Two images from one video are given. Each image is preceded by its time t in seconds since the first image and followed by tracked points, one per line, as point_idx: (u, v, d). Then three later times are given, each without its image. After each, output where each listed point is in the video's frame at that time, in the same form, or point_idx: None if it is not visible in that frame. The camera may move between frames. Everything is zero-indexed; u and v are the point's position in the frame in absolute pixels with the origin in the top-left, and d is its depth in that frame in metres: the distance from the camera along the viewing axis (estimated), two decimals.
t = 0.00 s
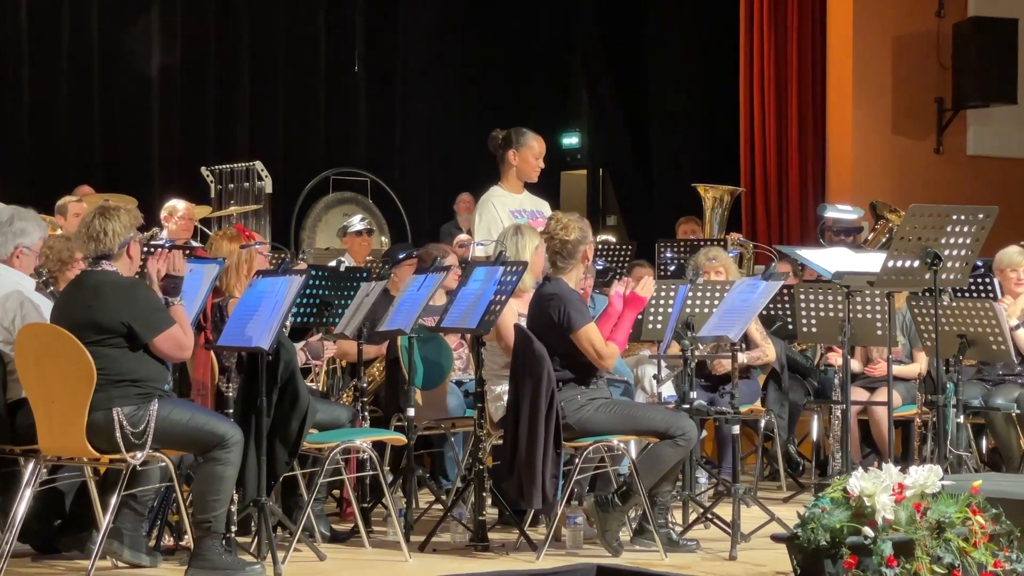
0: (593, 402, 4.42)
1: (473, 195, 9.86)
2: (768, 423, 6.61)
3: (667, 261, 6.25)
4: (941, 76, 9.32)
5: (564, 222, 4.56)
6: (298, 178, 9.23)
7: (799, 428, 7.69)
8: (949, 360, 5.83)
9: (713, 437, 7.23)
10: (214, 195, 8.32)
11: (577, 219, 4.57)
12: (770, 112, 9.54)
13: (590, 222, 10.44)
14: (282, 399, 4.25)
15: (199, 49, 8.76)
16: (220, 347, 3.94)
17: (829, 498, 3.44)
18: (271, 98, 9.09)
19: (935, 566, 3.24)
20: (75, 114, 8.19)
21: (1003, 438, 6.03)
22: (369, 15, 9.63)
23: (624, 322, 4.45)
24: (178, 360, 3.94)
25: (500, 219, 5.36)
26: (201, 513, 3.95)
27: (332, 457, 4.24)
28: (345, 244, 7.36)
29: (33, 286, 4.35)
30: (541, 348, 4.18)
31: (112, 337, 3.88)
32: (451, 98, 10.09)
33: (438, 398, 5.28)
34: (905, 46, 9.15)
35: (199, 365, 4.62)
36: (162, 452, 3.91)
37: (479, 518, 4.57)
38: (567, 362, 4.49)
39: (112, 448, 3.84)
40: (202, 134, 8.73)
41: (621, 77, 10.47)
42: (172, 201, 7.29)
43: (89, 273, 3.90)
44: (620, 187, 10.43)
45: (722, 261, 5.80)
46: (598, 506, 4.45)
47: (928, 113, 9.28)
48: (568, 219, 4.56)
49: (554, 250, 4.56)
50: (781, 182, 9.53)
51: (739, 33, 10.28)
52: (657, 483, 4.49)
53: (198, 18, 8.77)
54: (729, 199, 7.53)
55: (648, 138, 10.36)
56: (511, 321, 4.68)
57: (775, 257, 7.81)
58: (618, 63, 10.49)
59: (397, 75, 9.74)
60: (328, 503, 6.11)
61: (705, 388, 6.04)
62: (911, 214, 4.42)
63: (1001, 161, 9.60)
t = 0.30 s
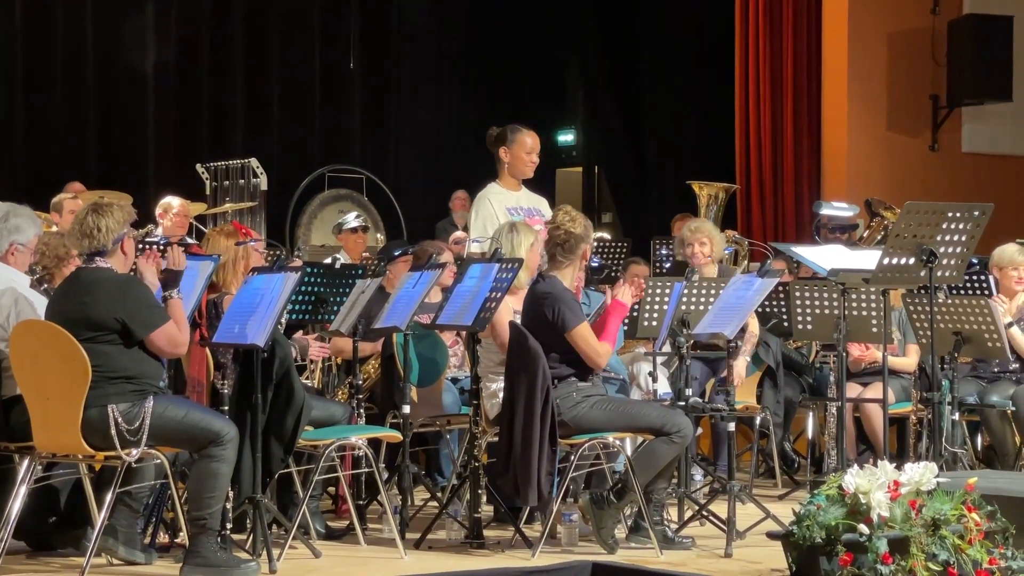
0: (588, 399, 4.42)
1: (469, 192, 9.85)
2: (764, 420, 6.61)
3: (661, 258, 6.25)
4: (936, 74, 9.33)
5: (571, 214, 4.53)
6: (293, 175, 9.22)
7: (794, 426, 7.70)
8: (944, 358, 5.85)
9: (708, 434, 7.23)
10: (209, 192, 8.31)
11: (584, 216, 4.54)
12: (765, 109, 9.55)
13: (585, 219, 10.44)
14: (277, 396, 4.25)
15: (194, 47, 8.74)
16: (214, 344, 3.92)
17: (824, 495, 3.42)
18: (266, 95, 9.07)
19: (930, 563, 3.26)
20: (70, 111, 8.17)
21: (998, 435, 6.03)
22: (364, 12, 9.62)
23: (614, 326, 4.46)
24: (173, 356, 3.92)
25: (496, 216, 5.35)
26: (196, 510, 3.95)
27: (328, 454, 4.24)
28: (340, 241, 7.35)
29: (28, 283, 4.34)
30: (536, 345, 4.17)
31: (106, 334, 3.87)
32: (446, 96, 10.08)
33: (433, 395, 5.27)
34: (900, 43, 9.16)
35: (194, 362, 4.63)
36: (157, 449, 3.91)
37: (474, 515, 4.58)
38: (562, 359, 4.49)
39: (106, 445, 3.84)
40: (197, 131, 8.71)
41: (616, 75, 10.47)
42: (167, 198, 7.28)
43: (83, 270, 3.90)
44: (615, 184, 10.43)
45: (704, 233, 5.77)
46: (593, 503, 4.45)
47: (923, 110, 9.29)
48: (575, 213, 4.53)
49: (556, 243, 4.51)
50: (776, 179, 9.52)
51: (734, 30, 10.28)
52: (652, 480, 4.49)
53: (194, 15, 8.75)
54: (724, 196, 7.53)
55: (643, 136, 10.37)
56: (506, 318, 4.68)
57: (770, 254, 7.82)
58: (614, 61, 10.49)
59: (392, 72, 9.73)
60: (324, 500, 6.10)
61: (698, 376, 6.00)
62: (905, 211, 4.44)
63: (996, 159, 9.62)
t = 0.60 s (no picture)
0: (583, 397, 4.43)
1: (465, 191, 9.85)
2: (759, 418, 6.63)
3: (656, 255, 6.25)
4: (931, 73, 9.33)
5: (576, 211, 4.50)
6: (289, 173, 9.21)
7: (789, 424, 7.72)
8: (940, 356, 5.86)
9: (703, 433, 7.24)
10: (205, 190, 8.30)
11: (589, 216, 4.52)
12: (760, 108, 9.55)
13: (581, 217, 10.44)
14: (273, 394, 4.24)
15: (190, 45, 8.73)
16: (210, 342, 3.92)
17: (820, 493, 3.43)
18: (261, 94, 9.06)
19: (926, 562, 3.26)
20: (65, 109, 8.16)
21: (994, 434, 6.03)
22: (360, 10, 9.61)
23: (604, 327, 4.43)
24: (169, 354, 3.92)
25: (491, 215, 5.35)
26: (192, 508, 3.94)
27: (323, 453, 4.24)
28: (336, 239, 7.34)
29: (23, 281, 4.34)
30: (532, 344, 4.18)
31: (101, 333, 3.87)
32: (442, 94, 10.07)
33: (428, 394, 5.26)
34: (896, 42, 9.16)
35: (189, 360, 4.61)
36: (152, 446, 3.90)
37: (469, 513, 4.58)
38: (558, 357, 4.49)
39: (101, 443, 3.83)
40: (192, 130, 8.71)
41: (612, 73, 10.47)
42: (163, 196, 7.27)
43: (79, 269, 3.89)
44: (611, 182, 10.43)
45: (695, 196, 5.87)
46: (588, 501, 4.44)
47: (919, 109, 9.30)
48: (580, 211, 4.50)
49: (559, 240, 4.49)
50: (771, 177, 9.53)
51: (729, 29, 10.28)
52: (649, 478, 4.49)
53: (189, 13, 8.74)
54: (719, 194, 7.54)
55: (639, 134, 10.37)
56: (502, 316, 4.68)
57: (765, 253, 7.82)
58: (609, 59, 10.49)
59: (388, 71, 9.72)
60: (319, 498, 6.11)
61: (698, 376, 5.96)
62: (901, 209, 4.43)
63: (991, 158, 9.62)
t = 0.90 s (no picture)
0: (578, 397, 4.43)
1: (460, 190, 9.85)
2: (754, 417, 6.63)
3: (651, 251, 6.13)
4: (925, 72, 9.35)
5: (569, 210, 4.53)
6: (284, 172, 9.20)
7: (784, 423, 7.73)
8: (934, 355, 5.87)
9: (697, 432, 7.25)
10: (199, 189, 8.29)
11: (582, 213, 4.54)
12: (755, 107, 9.56)
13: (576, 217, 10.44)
14: (267, 393, 4.24)
15: (185, 43, 8.72)
16: (204, 342, 3.92)
17: (815, 493, 3.43)
18: (256, 92, 9.05)
19: (920, 561, 3.26)
20: (59, 108, 8.14)
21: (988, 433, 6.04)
22: (354, 9, 9.60)
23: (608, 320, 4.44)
24: (163, 354, 3.92)
25: (486, 214, 5.35)
26: (186, 507, 3.94)
27: (318, 452, 4.24)
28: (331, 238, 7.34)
29: (18, 281, 4.33)
30: (527, 342, 4.18)
31: (95, 332, 3.86)
32: (436, 93, 10.07)
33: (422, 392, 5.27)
34: (890, 42, 9.17)
35: (184, 359, 4.58)
36: (146, 446, 3.90)
37: (463, 512, 4.58)
38: (552, 356, 4.50)
39: (95, 442, 3.82)
40: (187, 128, 8.69)
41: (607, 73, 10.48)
42: (158, 195, 7.26)
43: (71, 268, 3.88)
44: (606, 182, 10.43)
45: (689, 182, 5.80)
46: (584, 501, 4.47)
47: (913, 108, 9.32)
48: (573, 209, 4.53)
49: (552, 240, 4.49)
50: (766, 177, 9.54)
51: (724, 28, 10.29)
52: (643, 478, 4.50)
53: (184, 12, 8.73)
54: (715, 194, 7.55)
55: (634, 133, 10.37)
56: (496, 316, 4.68)
57: (760, 252, 7.83)
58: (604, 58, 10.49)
59: (383, 69, 9.72)
60: (313, 497, 6.10)
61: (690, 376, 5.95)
62: (895, 208, 4.44)
63: (985, 157, 9.64)
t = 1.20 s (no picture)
0: (572, 397, 4.43)
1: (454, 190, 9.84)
2: (748, 418, 6.65)
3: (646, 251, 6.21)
4: (919, 73, 9.37)
5: (563, 212, 4.50)
6: (278, 173, 9.19)
7: (778, 423, 7.74)
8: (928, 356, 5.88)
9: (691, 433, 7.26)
10: (193, 189, 8.28)
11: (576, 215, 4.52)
12: (749, 107, 9.57)
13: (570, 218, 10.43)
14: (261, 394, 4.24)
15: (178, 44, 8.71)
16: (198, 342, 3.91)
17: (808, 494, 3.44)
18: (250, 93, 9.04)
19: (913, 562, 3.26)
20: (53, 108, 8.14)
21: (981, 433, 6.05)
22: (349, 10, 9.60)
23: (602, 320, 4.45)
24: (156, 354, 3.91)
25: (480, 214, 5.35)
26: (180, 508, 3.94)
27: (312, 453, 4.24)
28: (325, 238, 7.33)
29: (11, 281, 4.33)
30: (521, 343, 4.18)
31: (88, 333, 3.85)
32: (431, 94, 10.06)
33: (416, 393, 5.25)
34: (884, 42, 9.19)
35: (178, 360, 4.57)
36: (140, 446, 3.89)
37: (457, 513, 4.58)
38: (546, 357, 4.49)
39: (89, 443, 3.82)
40: (180, 129, 8.69)
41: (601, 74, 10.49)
42: (151, 195, 7.24)
43: (65, 269, 3.88)
44: (600, 182, 10.43)
45: (682, 182, 5.80)
46: (578, 502, 4.45)
47: (907, 109, 9.33)
48: (567, 210, 4.50)
49: (545, 240, 4.49)
50: (760, 177, 9.55)
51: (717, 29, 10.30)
52: (637, 478, 4.51)
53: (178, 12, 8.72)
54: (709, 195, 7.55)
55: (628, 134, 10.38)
56: (490, 316, 4.68)
57: (754, 253, 7.84)
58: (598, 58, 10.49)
59: (377, 69, 9.71)
60: (307, 499, 6.09)
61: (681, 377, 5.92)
62: (889, 210, 4.46)
63: (979, 158, 9.66)
